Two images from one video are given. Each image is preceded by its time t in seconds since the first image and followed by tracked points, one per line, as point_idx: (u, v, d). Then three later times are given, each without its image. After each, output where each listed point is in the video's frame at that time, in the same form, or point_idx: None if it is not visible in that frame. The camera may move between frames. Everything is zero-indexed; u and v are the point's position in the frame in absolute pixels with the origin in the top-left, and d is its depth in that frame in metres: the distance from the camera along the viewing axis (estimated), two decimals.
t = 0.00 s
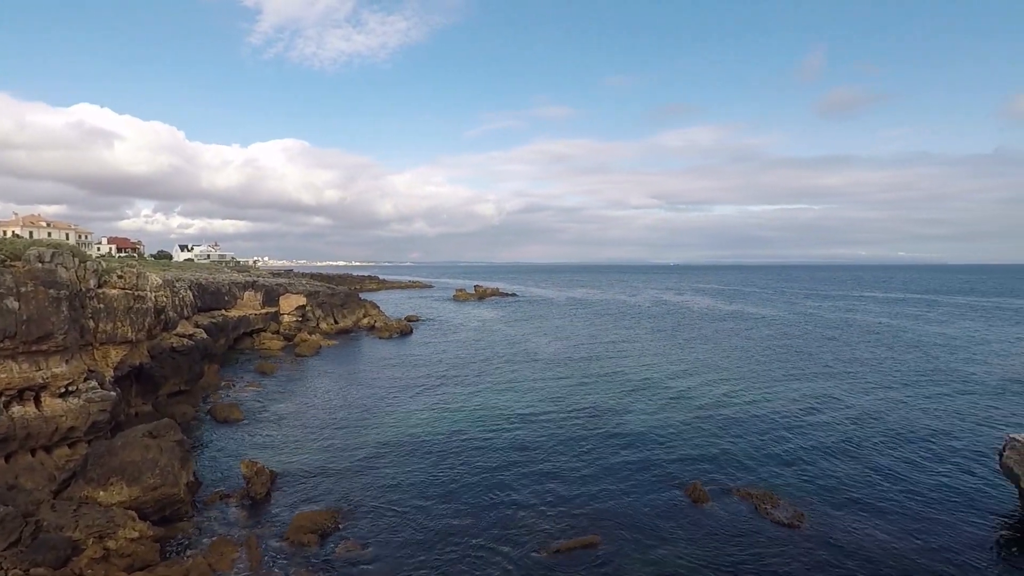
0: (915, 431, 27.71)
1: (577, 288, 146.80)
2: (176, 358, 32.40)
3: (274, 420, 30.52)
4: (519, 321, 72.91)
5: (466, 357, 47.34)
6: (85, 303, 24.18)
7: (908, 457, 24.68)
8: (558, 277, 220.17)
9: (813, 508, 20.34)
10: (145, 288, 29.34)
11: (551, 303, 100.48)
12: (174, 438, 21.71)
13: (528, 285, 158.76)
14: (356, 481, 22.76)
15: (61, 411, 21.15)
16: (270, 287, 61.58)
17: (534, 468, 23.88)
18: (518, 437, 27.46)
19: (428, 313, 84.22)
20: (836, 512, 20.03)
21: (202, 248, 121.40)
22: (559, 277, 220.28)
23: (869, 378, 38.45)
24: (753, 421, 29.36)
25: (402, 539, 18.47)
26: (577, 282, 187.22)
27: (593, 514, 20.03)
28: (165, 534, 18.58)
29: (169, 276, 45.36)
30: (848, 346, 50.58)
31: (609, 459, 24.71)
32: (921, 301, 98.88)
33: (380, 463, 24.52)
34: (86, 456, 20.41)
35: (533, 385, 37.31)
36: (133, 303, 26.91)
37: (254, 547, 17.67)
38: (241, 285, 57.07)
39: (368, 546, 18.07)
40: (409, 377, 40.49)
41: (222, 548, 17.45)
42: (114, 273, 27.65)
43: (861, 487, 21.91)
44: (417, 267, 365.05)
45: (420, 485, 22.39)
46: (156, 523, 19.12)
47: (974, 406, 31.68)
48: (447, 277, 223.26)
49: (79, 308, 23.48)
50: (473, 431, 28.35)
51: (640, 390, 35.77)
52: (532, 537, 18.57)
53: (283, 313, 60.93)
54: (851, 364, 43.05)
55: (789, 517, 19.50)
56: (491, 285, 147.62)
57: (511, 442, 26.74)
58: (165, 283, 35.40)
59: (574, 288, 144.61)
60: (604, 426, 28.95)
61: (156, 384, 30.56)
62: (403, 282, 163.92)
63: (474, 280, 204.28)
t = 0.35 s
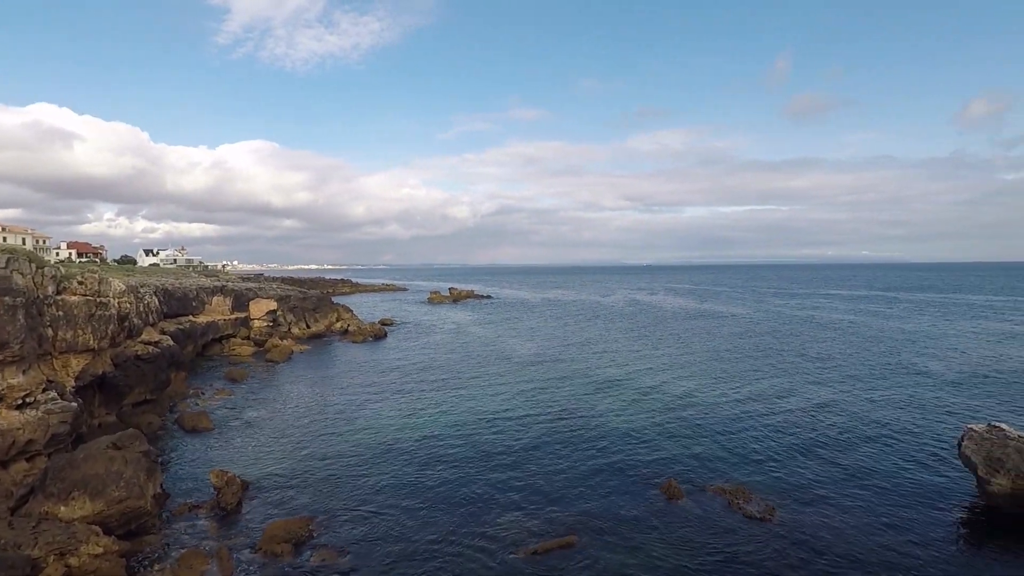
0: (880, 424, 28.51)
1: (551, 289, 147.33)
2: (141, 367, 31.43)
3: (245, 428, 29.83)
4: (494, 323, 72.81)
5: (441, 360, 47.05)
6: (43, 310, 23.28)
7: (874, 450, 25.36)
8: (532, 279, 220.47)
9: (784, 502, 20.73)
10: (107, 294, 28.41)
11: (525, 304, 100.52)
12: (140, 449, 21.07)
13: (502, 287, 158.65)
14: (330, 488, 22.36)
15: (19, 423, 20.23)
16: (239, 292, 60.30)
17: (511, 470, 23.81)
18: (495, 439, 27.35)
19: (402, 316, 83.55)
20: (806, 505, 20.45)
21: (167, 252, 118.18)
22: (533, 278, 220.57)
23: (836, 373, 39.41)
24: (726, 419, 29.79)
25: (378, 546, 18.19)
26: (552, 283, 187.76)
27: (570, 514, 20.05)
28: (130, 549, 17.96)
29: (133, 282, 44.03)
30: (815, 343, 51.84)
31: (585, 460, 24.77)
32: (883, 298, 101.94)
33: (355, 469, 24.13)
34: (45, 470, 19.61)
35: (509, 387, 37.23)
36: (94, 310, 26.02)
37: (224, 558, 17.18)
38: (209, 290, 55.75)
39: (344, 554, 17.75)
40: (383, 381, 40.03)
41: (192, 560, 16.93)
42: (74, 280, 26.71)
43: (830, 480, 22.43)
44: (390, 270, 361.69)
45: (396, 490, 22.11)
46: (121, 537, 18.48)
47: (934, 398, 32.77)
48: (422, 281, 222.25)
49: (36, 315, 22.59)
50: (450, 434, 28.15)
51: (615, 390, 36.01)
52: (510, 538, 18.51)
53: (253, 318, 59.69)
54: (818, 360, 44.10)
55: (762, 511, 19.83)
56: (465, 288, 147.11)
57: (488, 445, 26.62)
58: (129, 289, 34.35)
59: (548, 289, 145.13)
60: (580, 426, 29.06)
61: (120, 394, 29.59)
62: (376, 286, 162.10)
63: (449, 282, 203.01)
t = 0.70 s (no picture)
0: (840, 423, 29.37)
1: (521, 293, 147.55)
2: (96, 375, 30.26)
3: (208, 436, 28.99)
4: (464, 327, 72.52)
5: (411, 365, 46.60)
6: None
7: (835, 447, 26.12)
8: (503, 283, 220.86)
9: (750, 500, 21.15)
10: (60, 299, 27.30)
11: (496, 308, 100.40)
12: (95, 461, 20.27)
13: (472, 291, 158.20)
14: (297, 496, 21.88)
15: None
16: (202, 296, 58.67)
17: (482, 474, 23.70)
18: (466, 443, 27.19)
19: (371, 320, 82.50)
20: (771, 503, 20.91)
21: (125, 255, 114.21)
22: (503, 282, 221.03)
23: (798, 374, 40.46)
24: (694, 420, 30.27)
25: (346, 554, 17.85)
26: (522, 286, 188.23)
27: (540, 517, 20.05)
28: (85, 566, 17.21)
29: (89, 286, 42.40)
30: (778, 344, 53.20)
31: (556, 462, 24.83)
32: (842, 300, 105.32)
33: (322, 476, 23.68)
34: None
35: (480, 390, 37.09)
36: (46, 317, 24.97)
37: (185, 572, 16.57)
38: (170, 295, 54.08)
39: (310, 563, 17.36)
40: (352, 386, 39.42)
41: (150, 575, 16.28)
42: (24, 284, 25.59)
43: (793, 478, 23.00)
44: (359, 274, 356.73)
45: (364, 496, 21.76)
46: (74, 553, 17.69)
47: (890, 397, 33.93)
48: (390, 284, 219.66)
49: None
50: (420, 438, 27.87)
51: (585, 392, 36.25)
52: (480, 543, 18.38)
53: (216, 323, 58.13)
54: (782, 361, 45.20)
55: (728, 509, 20.21)
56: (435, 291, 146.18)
57: (459, 449, 26.45)
58: (83, 294, 33.08)
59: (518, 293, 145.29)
60: (551, 429, 29.12)
61: (74, 403, 28.43)
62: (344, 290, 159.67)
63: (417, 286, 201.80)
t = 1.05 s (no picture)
0: (798, 420, 30.28)
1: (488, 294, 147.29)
2: (44, 380, 28.97)
3: (165, 443, 28.11)
4: (432, 328, 72.05)
5: (377, 367, 46.06)
6: None
7: (793, 444, 26.90)
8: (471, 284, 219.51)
9: (713, 497, 21.61)
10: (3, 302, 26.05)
11: (463, 309, 100.05)
12: (42, 470, 19.42)
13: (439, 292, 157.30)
14: (259, 502, 21.43)
15: None
16: (158, 298, 56.82)
17: (449, 476, 23.61)
18: (433, 445, 27.04)
19: (336, 322, 81.19)
20: (733, 500, 21.40)
21: (76, 255, 109.61)
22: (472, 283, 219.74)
23: (759, 373, 41.54)
24: (659, 419, 30.79)
25: (311, 560, 17.54)
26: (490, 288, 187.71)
27: (508, 518, 20.07)
28: None
29: (36, 288, 40.57)
30: (739, 344, 54.49)
31: (523, 463, 24.92)
32: (800, 301, 108.52)
33: (285, 481, 23.23)
34: None
35: (448, 392, 36.92)
36: None
37: None
38: (125, 296, 52.25)
39: (274, 571, 16.95)
40: (317, 389, 38.77)
41: None
42: None
43: (754, 475, 23.62)
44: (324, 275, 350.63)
45: (329, 501, 21.44)
46: (20, 568, 16.75)
47: (846, 395, 35.15)
48: (356, 285, 216.68)
49: None
50: (386, 441, 27.60)
51: (552, 393, 36.49)
52: (448, 545, 18.30)
53: (174, 326, 56.36)
54: (743, 360, 46.29)
55: (691, 507, 20.63)
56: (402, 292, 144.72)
57: (426, 451, 26.29)
58: (30, 296, 31.64)
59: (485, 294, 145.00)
60: (518, 430, 29.20)
61: (21, 410, 27.16)
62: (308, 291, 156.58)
63: (385, 287, 198.83)
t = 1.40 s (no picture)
0: (759, 418, 31.12)
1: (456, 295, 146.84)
2: None
3: (120, 449, 27.18)
4: (399, 329, 71.53)
5: (344, 369, 45.45)
6: None
7: (754, 443, 27.61)
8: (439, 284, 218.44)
9: (677, 496, 22.00)
10: None
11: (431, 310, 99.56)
12: None
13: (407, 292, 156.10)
14: (220, 508, 20.92)
15: None
16: (114, 299, 54.85)
17: (417, 478, 23.48)
18: (400, 447, 26.83)
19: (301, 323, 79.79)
20: (697, 498, 21.84)
21: (24, 254, 104.91)
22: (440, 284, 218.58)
23: (721, 372, 42.54)
24: (625, 419, 31.21)
25: (274, 566, 17.18)
26: (457, 288, 187.43)
27: (476, 519, 20.06)
28: None
29: None
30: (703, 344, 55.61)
31: (491, 464, 24.96)
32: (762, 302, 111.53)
33: (248, 486, 22.74)
34: None
35: (415, 394, 36.69)
36: None
37: None
38: (78, 297, 50.27)
39: None
40: (281, 392, 38.04)
41: None
42: None
43: (716, 473, 24.15)
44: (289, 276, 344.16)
45: (293, 505, 21.06)
46: None
47: (804, 393, 36.28)
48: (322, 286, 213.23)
49: None
50: (352, 444, 27.27)
51: (520, 394, 36.65)
52: (414, 548, 18.17)
53: (131, 327, 54.49)
54: (706, 360, 47.33)
55: (657, 505, 20.98)
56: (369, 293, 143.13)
57: (393, 453, 26.07)
58: None
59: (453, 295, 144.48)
60: (486, 431, 29.23)
61: None
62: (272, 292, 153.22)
63: (351, 288, 196.37)
